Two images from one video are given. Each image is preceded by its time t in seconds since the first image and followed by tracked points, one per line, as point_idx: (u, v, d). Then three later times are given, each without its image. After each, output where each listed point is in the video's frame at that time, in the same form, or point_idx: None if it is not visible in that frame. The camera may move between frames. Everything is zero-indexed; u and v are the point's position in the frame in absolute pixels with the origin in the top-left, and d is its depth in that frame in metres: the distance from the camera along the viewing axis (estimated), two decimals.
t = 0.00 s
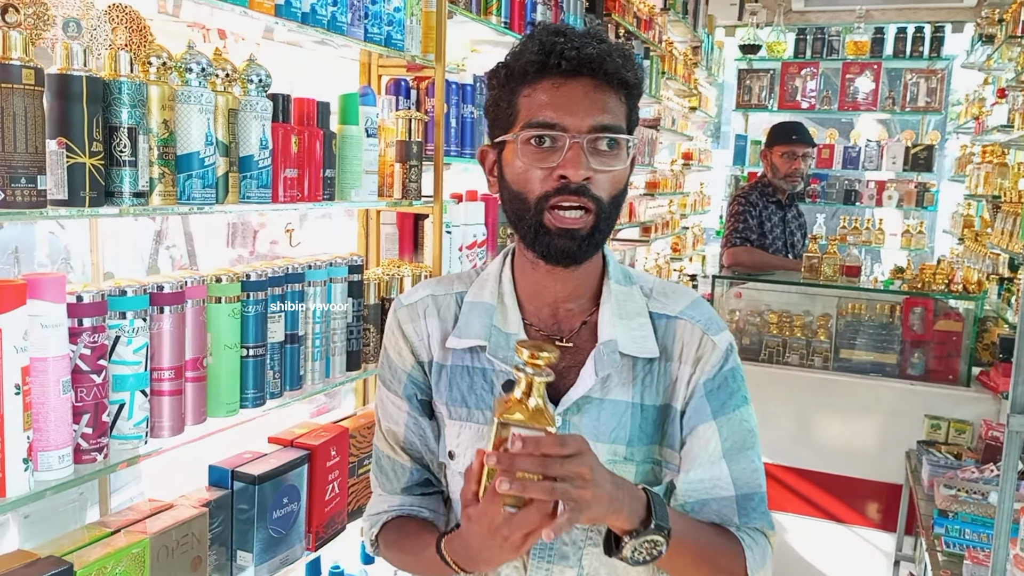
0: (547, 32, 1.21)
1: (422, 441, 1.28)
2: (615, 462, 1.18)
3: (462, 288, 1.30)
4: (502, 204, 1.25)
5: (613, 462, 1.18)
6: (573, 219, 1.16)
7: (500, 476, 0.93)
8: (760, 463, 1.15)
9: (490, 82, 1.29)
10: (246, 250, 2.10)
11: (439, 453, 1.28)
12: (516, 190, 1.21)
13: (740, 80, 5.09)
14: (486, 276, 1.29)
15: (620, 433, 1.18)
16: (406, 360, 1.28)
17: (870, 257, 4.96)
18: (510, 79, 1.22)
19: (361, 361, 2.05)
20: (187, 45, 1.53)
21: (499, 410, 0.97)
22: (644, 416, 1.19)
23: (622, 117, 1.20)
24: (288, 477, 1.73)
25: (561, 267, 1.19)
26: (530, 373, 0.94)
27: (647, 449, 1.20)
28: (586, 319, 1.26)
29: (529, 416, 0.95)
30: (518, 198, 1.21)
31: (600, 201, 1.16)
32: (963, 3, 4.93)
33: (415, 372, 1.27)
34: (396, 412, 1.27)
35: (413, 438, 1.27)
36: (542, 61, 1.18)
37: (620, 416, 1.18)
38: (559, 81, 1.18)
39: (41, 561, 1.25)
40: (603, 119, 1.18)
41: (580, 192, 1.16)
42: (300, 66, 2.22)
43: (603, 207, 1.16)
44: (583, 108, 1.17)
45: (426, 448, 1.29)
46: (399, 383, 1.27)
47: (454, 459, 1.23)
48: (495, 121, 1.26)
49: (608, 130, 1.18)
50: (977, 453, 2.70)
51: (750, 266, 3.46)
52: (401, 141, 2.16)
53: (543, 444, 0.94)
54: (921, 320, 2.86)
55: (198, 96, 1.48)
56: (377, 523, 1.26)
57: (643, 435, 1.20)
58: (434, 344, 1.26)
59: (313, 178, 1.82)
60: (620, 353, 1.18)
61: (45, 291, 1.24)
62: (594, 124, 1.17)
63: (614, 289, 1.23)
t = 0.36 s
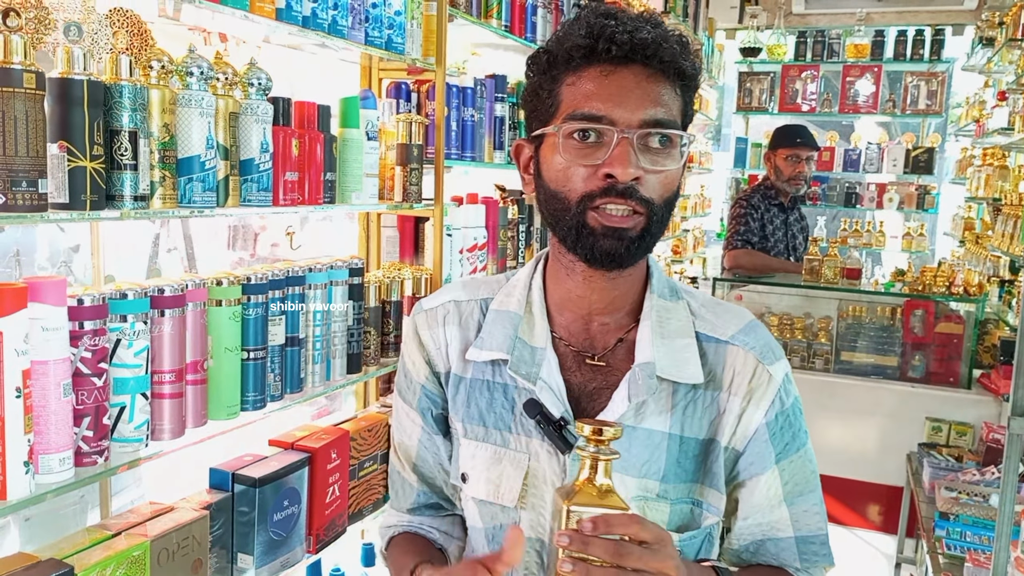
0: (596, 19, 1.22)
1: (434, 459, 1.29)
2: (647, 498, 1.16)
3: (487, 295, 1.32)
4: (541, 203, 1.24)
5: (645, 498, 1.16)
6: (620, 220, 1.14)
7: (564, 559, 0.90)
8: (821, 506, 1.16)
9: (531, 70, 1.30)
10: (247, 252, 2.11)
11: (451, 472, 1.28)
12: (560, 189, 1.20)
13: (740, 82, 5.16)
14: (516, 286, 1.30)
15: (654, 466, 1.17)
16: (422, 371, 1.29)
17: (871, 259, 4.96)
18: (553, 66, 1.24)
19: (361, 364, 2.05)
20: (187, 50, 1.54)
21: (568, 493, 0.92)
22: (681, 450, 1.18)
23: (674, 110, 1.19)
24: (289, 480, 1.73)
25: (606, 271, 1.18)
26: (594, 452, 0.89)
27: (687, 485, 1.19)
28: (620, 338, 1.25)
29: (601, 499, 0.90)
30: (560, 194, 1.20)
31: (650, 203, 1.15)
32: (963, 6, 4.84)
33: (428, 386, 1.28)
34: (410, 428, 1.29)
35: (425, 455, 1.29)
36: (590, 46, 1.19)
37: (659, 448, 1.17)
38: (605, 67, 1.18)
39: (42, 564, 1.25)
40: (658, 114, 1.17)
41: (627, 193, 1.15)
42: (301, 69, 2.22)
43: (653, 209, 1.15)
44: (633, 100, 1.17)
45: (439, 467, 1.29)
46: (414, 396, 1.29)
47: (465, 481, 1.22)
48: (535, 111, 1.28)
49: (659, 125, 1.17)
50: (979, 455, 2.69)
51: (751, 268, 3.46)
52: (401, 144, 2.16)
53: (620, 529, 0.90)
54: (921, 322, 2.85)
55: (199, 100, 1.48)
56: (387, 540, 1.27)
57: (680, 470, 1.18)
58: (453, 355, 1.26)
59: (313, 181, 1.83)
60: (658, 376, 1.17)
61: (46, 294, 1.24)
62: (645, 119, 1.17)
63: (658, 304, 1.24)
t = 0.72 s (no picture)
0: (620, 3, 1.21)
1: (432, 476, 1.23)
2: (670, 528, 1.12)
3: (500, 301, 1.29)
4: (561, 209, 1.23)
5: (666, 529, 1.12)
6: (649, 229, 1.13)
7: None
8: (857, 532, 1.14)
9: (546, 61, 1.28)
10: (248, 250, 2.10)
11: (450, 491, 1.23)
12: (584, 194, 1.19)
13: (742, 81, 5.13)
14: (529, 297, 1.26)
15: (677, 495, 1.12)
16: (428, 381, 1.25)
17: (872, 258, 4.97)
18: (571, 56, 1.22)
19: (363, 362, 2.05)
20: (189, 47, 1.54)
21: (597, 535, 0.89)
22: (706, 478, 1.13)
23: (707, 108, 1.18)
24: (290, 477, 1.73)
25: (632, 286, 1.14)
26: (628, 495, 0.85)
27: (711, 514, 1.14)
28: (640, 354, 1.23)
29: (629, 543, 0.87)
30: (584, 201, 1.18)
31: (680, 211, 1.13)
32: (966, 4, 4.85)
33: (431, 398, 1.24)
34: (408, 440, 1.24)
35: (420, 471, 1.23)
36: (614, 34, 1.17)
37: (684, 475, 1.12)
38: (633, 58, 1.16)
39: (43, 561, 1.25)
40: (691, 109, 1.16)
41: (657, 202, 1.12)
42: (302, 65, 2.21)
43: (683, 217, 1.13)
44: (663, 95, 1.15)
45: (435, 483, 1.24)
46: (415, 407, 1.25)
47: (468, 502, 1.19)
48: (553, 106, 1.27)
49: (689, 121, 1.15)
50: (981, 454, 2.69)
51: (752, 267, 3.45)
52: (403, 142, 2.16)
53: None
54: (923, 321, 2.85)
55: (201, 96, 1.48)
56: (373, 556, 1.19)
57: (705, 499, 1.13)
58: (461, 368, 1.24)
59: (316, 178, 1.82)
60: (682, 400, 1.12)
61: (47, 291, 1.24)
62: (676, 114, 1.15)
63: (684, 318, 1.21)
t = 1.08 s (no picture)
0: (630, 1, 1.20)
1: (433, 489, 1.25)
2: (678, 544, 1.11)
3: (499, 309, 1.29)
4: (568, 217, 1.22)
5: (674, 545, 1.11)
6: (659, 239, 1.12)
7: None
8: (867, 545, 1.13)
9: (551, 60, 1.28)
10: (250, 252, 2.09)
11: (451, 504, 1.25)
12: (591, 203, 1.18)
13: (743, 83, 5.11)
14: (531, 307, 1.25)
15: (685, 511, 1.11)
16: (427, 393, 1.25)
17: (874, 260, 4.97)
18: (579, 57, 1.21)
19: (365, 364, 2.05)
20: (192, 48, 1.54)
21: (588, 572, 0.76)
22: (714, 492, 1.12)
23: (722, 112, 1.18)
24: (292, 480, 1.73)
25: (642, 297, 1.14)
26: (620, 524, 0.75)
27: (719, 529, 1.13)
28: (644, 365, 1.23)
29: None
30: (592, 208, 1.17)
31: (693, 220, 1.11)
32: (966, 6, 4.76)
33: (432, 411, 1.25)
34: (410, 454, 1.24)
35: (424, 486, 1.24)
36: (624, 35, 1.16)
37: (692, 490, 1.11)
38: (645, 58, 1.15)
39: (47, 563, 1.25)
40: (706, 113, 1.15)
41: (669, 212, 1.11)
42: (303, 67, 2.21)
43: (695, 226, 1.11)
44: (675, 99, 1.14)
45: (439, 497, 1.25)
46: (416, 421, 1.24)
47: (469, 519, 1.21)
48: (559, 109, 1.26)
49: (702, 127, 1.15)
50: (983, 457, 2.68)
51: (754, 270, 3.45)
52: (405, 144, 2.15)
53: None
54: (925, 324, 2.85)
55: (204, 98, 1.48)
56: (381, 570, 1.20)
57: (713, 514, 1.13)
58: (461, 380, 1.23)
59: (319, 180, 1.82)
60: (690, 415, 1.11)
61: (51, 293, 1.23)
62: (688, 120, 1.14)
63: (692, 327, 1.20)
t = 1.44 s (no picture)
0: (622, 3, 1.21)
1: (431, 488, 1.27)
2: (670, 541, 1.14)
3: (493, 308, 1.30)
4: (560, 216, 1.23)
5: (666, 542, 1.14)
6: (650, 240, 1.13)
7: None
8: (859, 543, 1.15)
9: (544, 61, 1.29)
10: (250, 253, 2.10)
11: (449, 503, 1.27)
12: (582, 202, 1.19)
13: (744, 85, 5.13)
14: (525, 307, 1.27)
15: (677, 507, 1.14)
16: (424, 393, 1.27)
17: (874, 261, 4.97)
18: (572, 58, 1.22)
19: (365, 364, 2.05)
20: (193, 50, 1.54)
21: None
22: (706, 489, 1.15)
23: (713, 113, 1.19)
24: (293, 480, 1.73)
25: (633, 296, 1.15)
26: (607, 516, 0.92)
27: (712, 525, 1.16)
28: (637, 364, 1.24)
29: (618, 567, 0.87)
30: (583, 208, 1.18)
31: (683, 221, 1.13)
32: (967, 9, 4.77)
33: (428, 409, 1.27)
34: (407, 454, 1.26)
35: (421, 485, 1.26)
36: (616, 36, 1.17)
37: (684, 487, 1.14)
38: (636, 59, 1.16)
39: (47, 563, 1.25)
40: (697, 114, 1.16)
41: (660, 212, 1.12)
42: (304, 69, 2.21)
43: (685, 227, 1.13)
44: (667, 100, 1.15)
45: (437, 496, 1.28)
46: (412, 421, 1.27)
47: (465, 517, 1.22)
48: (552, 109, 1.27)
49: (694, 128, 1.16)
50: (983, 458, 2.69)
51: (754, 271, 3.45)
52: (406, 145, 2.16)
53: None
54: (925, 325, 2.85)
55: (205, 100, 1.48)
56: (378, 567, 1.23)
57: (705, 511, 1.15)
58: (455, 380, 1.24)
59: (319, 182, 1.82)
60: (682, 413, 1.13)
61: (52, 294, 1.24)
62: (679, 121, 1.15)
63: (683, 327, 1.22)
